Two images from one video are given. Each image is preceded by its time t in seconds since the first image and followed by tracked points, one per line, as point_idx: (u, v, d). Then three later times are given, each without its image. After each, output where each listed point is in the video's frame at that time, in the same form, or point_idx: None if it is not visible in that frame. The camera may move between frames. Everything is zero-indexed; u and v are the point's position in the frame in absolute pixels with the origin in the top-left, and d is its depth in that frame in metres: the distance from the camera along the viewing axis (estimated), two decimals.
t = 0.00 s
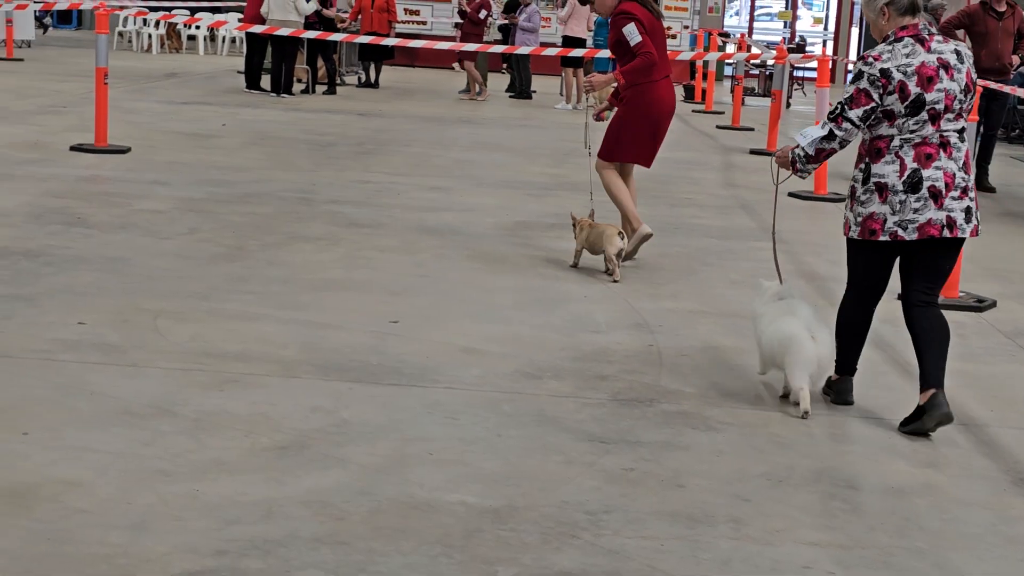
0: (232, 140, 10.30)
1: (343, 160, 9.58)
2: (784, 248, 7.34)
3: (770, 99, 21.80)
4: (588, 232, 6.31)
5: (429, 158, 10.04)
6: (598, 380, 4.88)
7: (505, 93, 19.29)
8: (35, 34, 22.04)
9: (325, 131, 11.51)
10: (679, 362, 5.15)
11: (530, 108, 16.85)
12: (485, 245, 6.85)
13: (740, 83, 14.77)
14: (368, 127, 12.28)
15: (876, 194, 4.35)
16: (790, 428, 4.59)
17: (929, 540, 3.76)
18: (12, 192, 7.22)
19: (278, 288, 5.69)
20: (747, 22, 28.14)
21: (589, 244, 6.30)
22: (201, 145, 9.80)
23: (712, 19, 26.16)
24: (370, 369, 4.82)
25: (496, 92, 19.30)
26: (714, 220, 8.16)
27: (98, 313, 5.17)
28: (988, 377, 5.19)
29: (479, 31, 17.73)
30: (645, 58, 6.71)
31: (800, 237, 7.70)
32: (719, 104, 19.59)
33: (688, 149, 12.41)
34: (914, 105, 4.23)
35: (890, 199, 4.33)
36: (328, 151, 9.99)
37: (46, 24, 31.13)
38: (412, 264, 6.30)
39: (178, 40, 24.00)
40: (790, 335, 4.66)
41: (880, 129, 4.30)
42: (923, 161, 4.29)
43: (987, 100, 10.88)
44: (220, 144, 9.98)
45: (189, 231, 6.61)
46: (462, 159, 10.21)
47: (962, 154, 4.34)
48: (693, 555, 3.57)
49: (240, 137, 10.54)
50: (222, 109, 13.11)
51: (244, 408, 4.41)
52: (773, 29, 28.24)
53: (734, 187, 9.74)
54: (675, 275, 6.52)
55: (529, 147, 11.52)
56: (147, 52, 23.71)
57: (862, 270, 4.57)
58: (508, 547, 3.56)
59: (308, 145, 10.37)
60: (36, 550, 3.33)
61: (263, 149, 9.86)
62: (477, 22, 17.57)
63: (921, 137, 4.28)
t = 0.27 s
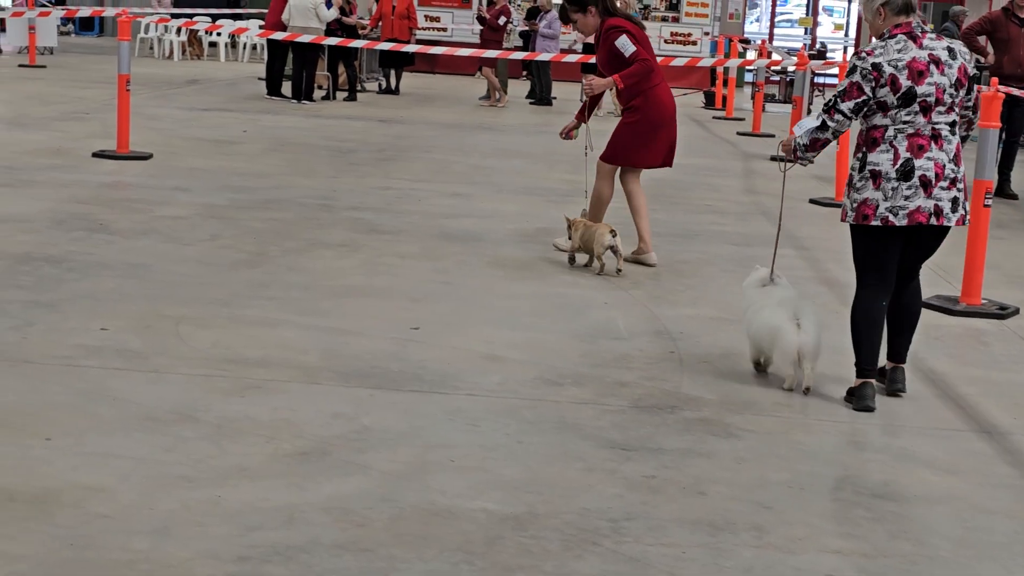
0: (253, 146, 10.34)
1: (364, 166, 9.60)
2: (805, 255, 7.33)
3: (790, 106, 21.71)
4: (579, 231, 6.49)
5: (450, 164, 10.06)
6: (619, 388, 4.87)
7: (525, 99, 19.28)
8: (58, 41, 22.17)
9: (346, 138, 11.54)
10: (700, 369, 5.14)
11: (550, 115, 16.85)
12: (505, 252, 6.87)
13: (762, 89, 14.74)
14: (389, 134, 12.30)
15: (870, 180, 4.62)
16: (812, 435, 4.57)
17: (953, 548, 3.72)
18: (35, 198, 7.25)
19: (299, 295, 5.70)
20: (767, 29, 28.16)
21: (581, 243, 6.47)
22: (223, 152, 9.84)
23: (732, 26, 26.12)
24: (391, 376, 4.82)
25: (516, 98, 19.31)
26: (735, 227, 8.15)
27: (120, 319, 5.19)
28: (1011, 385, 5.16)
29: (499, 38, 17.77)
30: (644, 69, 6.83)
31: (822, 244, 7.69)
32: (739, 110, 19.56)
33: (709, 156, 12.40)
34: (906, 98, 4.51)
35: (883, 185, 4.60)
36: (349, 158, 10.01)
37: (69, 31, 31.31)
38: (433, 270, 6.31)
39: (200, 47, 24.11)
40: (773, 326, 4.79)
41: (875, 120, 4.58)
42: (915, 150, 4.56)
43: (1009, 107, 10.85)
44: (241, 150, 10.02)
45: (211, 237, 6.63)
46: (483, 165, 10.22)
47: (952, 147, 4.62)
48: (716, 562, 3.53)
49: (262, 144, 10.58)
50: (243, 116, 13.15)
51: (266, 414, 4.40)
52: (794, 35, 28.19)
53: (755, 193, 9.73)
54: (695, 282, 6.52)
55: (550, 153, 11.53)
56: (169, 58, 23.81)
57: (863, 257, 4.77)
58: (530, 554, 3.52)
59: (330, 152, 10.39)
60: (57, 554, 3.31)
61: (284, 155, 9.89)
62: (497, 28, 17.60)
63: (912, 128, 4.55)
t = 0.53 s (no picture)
0: (267, 152, 10.36)
1: (378, 172, 9.61)
2: (819, 261, 7.33)
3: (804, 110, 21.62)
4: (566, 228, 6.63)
5: (463, 170, 10.07)
6: (633, 393, 4.87)
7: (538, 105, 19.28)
8: (73, 46, 22.27)
9: (360, 143, 11.55)
10: (714, 375, 5.14)
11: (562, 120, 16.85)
12: (518, 258, 6.87)
13: (775, 94, 14.73)
14: (402, 139, 12.31)
15: (878, 187, 4.73)
16: (826, 441, 4.56)
17: (968, 555, 3.70)
18: (49, 203, 7.27)
19: (313, 300, 5.71)
20: (780, 34, 28.08)
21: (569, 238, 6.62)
22: (237, 157, 9.86)
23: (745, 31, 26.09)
24: (404, 381, 4.81)
25: (529, 104, 19.32)
26: (748, 232, 8.14)
27: (135, 324, 5.20)
28: None
29: (513, 43, 17.80)
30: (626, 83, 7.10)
31: (836, 250, 7.68)
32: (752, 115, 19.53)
33: (723, 161, 12.39)
34: (914, 105, 4.64)
35: (890, 191, 4.72)
36: (363, 163, 10.02)
37: (83, 37, 31.44)
38: (447, 276, 6.32)
39: (213, 52, 24.16)
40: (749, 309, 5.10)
41: (882, 127, 4.70)
42: (919, 157, 4.70)
43: None
44: (255, 155, 10.04)
45: (225, 242, 6.64)
46: (496, 171, 10.22)
47: (953, 152, 4.76)
48: (731, 569, 3.51)
49: (275, 149, 10.60)
50: (256, 121, 13.18)
51: (280, 419, 4.41)
52: (807, 40, 28.15)
53: (768, 199, 9.72)
54: (708, 287, 6.52)
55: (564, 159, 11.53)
56: (183, 64, 23.87)
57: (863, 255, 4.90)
58: (544, 559, 3.51)
59: (344, 157, 10.41)
60: (71, 558, 3.31)
61: (298, 160, 9.91)
62: (510, 33, 17.62)
63: (918, 135, 4.69)
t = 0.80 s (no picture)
0: (276, 155, 10.37)
1: (387, 175, 9.62)
2: (828, 264, 7.32)
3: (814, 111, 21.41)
4: (554, 223, 6.73)
5: (472, 173, 10.07)
6: (641, 396, 4.87)
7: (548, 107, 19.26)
8: (83, 50, 22.33)
9: (369, 147, 11.56)
10: (723, 378, 5.14)
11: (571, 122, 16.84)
12: (527, 260, 6.88)
13: (785, 96, 14.71)
14: (411, 142, 12.32)
15: (873, 179, 5.10)
16: (835, 444, 4.56)
17: (977, 558, 3.70)
18: (59, 207, 7.30)
19: (322, 303, 5.72)
20: (790, 36, 28.00)
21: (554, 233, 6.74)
22: (246, 160, 9.87)
23: (754, 34, 26.07)
24: (413, 384, 4.82)
25: (538, 106, 19.31)
26: (758, 235, 8.13)
27: (144, 327, 5.22)
28: None
29: (522, 45, 17.81)
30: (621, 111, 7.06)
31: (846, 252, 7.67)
32: (762, 118, 19.49)
33: (733, 164, 12.38)
34: (906, 102, 5.00)
35: (884, 183, 5.08)
36: (372, 167, 10.03)
37: (93, 41, 31.53)
38: (456, 279, 6.32)
39: (223, 56, 24.18)
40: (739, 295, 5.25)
41: (876, 123, 5.06)
42: (912, 150, 5.05)
43: None
44: (265, 159, 10.05)
45: (234, 245, 6.65)
46: (506, 174, 10.22)
47: (945, 145, 5.10)
48: (739, 572, 3.51)
49: (284, 152, 10.61)
50: (265, 125, 13.19)
51: (289, 422, 4.42)
52: (817, 43, 28.13)
53: (778, 202, 9.70)
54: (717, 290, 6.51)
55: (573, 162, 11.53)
56: (192, 67, 23.90)
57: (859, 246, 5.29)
58: (552, 562, 3.51)
59: (353, 160, 10.42)
60: (81, 561, 3.32)
61: (307, 164, 9.92)
62: (520, 35, 17.63)
63: (910, 129, 5.03)
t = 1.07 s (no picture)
0: (283, 157, 10.39)
1: (394, 177, 9.63)
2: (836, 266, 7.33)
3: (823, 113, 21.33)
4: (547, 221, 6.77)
5: (480, 175, 10.08)
6: (648, 398, 4.87)
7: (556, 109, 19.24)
8: (91, 53, 22.38)
9: (377, 149, 11.56)
10: (730, 379, 5.14)
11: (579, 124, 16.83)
12: (534, 262, 6.88)
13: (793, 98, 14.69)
14: (419, 144, 12.33)
15: (856, 173, 5.32)
16: (842, 446, 4.55)
17: (985, 559, 3.69)
18: (68, 210, 7.32)
19: (330, 305, 5.73)
20: (798, 38, 27.95)
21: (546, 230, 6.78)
22: (254, 163, 9.89)
23: (762, 36, 26.07)
24: (421, 386, 4.83)
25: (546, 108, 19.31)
26: (765, 237, 8.13)
27: (152, 329, 5.23)
28: None
29: (529, 45, 17.81)
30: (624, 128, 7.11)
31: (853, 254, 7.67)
32: (770, 120, 19.46)
33: (740, 166, 12.37)
34: (890, 101, 5.24)
35: (867, 176, 5.31)
36: (379, 169, 10.04)
37: (101, 44, 31.61)
38: (463, 281, 6.33)
39: (230, 58, 24.22)
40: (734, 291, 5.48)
41: (860, 120, 5.29)
42: (894, 146, 5.29)
43: None
44: (272, 161, 10.07)
45: (242, 247, 6.67)
46: (513, 176, 10.23)
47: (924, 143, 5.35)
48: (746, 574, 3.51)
49: (292, 155, 10.62)
50: (273, 127, 13.21)
51: (297, 424, 4.43)
52: (825, 45, 28.12)
53: (786, 204, 9.70)
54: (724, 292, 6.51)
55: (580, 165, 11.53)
56: (200, 70, 23.94)
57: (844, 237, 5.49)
58: (559, 564, 3.51)
59: (360, 162, 10.43)
60: (89, 562, 3.34)
61: (314, 166, 9.94)
62: (526, 34, 17.64)
63: (892, 126, 5.28)
